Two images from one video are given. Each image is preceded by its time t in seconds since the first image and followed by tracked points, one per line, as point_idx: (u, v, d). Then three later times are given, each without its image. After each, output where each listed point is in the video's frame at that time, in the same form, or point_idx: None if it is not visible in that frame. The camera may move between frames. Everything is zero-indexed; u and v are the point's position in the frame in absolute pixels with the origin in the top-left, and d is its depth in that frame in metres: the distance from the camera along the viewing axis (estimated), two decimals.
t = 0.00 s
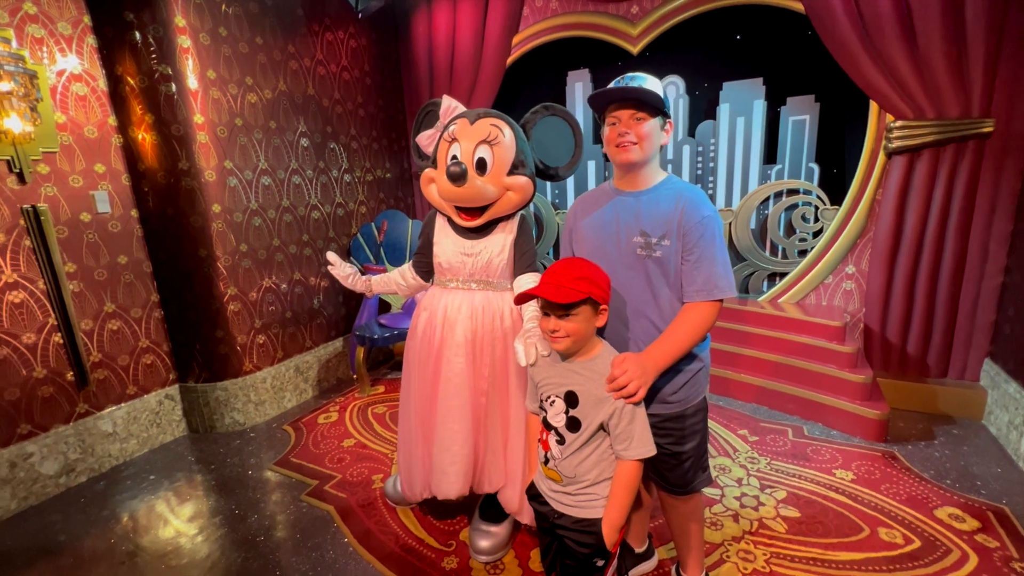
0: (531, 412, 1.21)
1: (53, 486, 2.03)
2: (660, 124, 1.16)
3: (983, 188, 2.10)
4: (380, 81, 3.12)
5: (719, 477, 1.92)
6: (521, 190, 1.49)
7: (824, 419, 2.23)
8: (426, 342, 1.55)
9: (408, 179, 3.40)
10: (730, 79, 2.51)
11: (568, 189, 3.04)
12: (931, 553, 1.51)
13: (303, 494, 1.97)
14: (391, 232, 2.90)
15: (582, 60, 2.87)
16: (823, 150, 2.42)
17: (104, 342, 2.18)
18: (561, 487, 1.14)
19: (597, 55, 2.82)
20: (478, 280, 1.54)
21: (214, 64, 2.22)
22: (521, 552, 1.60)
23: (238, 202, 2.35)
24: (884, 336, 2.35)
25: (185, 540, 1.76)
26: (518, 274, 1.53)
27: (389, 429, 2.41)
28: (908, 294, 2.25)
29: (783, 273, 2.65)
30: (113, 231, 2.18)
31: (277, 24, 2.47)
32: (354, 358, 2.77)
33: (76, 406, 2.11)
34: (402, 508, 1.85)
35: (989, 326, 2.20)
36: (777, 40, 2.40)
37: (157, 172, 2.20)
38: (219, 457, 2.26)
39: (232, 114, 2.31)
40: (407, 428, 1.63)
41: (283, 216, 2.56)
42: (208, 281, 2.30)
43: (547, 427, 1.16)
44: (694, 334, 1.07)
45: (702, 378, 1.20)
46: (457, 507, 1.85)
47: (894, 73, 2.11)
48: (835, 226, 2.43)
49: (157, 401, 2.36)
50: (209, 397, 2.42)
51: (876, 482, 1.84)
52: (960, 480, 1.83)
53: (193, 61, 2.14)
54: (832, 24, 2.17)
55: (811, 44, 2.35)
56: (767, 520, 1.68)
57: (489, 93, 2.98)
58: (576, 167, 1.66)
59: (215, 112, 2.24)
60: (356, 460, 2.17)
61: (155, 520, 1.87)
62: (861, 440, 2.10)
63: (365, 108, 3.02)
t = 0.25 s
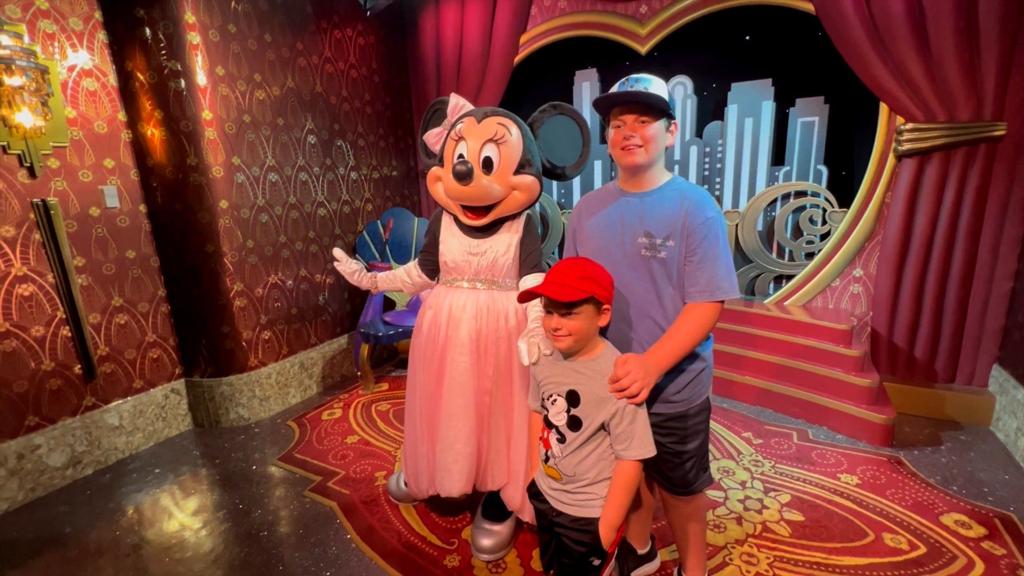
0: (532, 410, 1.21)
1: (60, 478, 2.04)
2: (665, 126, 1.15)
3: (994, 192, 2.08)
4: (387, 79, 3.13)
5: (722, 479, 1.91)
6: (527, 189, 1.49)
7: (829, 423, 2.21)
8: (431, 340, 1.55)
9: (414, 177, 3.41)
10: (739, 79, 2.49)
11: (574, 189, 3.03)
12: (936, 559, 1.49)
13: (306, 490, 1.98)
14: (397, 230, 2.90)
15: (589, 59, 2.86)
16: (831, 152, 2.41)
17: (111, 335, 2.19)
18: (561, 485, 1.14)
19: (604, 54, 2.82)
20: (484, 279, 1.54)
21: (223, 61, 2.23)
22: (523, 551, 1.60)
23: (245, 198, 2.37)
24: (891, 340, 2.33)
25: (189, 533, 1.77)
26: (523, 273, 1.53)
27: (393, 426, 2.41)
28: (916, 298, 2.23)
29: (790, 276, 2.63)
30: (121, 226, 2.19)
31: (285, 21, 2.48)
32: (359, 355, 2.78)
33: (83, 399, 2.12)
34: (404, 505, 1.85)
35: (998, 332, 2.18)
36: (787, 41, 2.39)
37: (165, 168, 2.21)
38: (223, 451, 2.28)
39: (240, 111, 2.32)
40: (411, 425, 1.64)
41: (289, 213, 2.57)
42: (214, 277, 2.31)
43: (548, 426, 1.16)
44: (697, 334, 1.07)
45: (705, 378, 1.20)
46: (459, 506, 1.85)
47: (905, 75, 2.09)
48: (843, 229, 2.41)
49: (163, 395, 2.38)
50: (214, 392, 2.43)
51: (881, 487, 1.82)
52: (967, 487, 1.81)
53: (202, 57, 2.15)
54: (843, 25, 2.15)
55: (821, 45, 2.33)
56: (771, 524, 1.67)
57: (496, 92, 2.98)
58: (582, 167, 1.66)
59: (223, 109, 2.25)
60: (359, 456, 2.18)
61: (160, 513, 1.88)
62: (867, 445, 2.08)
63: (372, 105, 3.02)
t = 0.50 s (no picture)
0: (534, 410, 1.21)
1: (67, 471, 2.06)
2: (671, 128, 1.15)
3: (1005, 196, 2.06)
4: (395, 78, 3.14)
5: (726, 482, 1.91)
6: (533, 189, 1.49)
7: (834, 427, 2.20)
8: (436, 340, 1.55)
9: (420, 176, 3.41)
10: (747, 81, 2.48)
11: (580, 189, 3.03)
12: (942, 566, 1.48)
13: (310, 486, 1.99)
14: (403, 228, 2.91)
15: (597, 60, 2.86)
16: (840, 154, 2.39)
17: (119, 330, 2.21)
18: (562, 486, 1.14)
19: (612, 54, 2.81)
20: (489, 279, 1.54)
21: (232, 59, 2.25)
22: (525, 552, 1.60)
23: (252, 196, 2.38)
24: (899, 345, 2.31)
25: (194, 528, 1.78)
26: (529, 273, 1.53)
27: (396, 424, 2.42)
28: (925, 302, 2.22)
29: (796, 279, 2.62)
30: (130, 222, 2.21)
31: (294, 19, 2.49)
32: (363, 353, 2.79)
33: (91, 393, 2.14)
34: (407, 503, 1.85)
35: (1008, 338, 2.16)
36: (796, 42, 2.37)
37: (174, 164, 2.23)
38: (228, 447, 2.29)
39: (248, 109, 2.33)
40: (415, 424, 1.64)
41: (296, 210, 2.58)
42: (221, 274, 2.33)
43: (550, 426, 1.16)
44: (700, 336, 1.06)
45: (709, 379, 1.19)
46: (462, 505, 1.85)
47: (915, 77, 2.08)
48: (851, 232, 2.40)
49: (169, 390, 2.40)
50: (219, 388, 2.45)
51: (886, 492, 1.81)
52: (974, 493, 1.79)
53: (212, 55, 2.17)
54: (853, 27, 2.14)
55: (831, 47, 2.31)
56: (774, 528, 1.66)
57: (503, 92, 2.98)
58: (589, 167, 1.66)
59: (232, 107, 2.26)
60: (363, 454, 2.19)
61: (165, 508, 1.89)
62: (872, 450, 2.07)
63: (379, 104, 3.03)
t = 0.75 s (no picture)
0: (538, 413, 1.21)
1: (73, 464, 2.08)
2: (677, 132, 1.15)
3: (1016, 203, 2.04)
4: (402, 78, 3.14)
5: (729, 486, 1.90)
6: (539, 191, 1.49)
7: (839, 433, 2.19)
8: (441, 340, 1.56)
9: (426, 175, 3.42)
10: (755, 83, 2.48)
11: (586, 190, 3.02)
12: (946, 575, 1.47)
13: (313, 484, 1.99)
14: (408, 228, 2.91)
15: (605, 61, 2.86)
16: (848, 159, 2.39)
17: (126, 326, 2.23)
18: (565, 488, 1.14)
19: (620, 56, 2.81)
20: (494, 280, 1.54)
21: (241, 57, 2.26)
22: (527, 553, 1.60)
23: (259, 193, 2.39)
24: (905, 351, 2.29)
25: (197, 523, 1.79)
26: (534, 275, 1.54)
27: (400, 424, 2.42)
28: (932, 309, 2.20)
29: (802, 283, 2.61)
30: (138, 218, 2.22)
31: (303, 18, 2.50)
32: (367, 351, 2.79)
33: (98, 388, 2.16)
34: (409, 503, 1.86)
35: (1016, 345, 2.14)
36: (805, 45, 2.36)
37: (182, 162, 2.24)
38: (233, 443, 2.30)
39: (256, 107, 2.34)
40: (419, 424, 1.64)
41: (302, 209, 2.59)
42: (227, 271, 2.34)
43: (554, 428, 1.15)
44: (704, 340, 1.06)
45: (712, 383, 1.19)
46: (464, 505, 1.85)
47: (925, 82, 2.06)
48: (858, 236, 2.38)
49: (174, 386, 2.41)
50: (225, 385, 2.46)
51: (891, 499, 1.80)
52: (980, 502, 1.78)
53: (221, 53, 2.18)
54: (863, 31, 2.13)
55: (840, 50, 2.30)
56: (777, 533, 1.65)
57: (510, 93, 2.98)
58: (596, 169, 1.66)
59: (240, 105, 2.28)
60: (366, 452, 2.19)
61: (169, 503, 1.91)
62: (877, 456, 2.05)
63: (387, 104, 3.04)
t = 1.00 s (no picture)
0: (542, 412, 1.21)
1: (79, 457, 2.10)
2: (683, 131, 1.14)
3: None
4: (408, 75, 3.14)
5: (732, 488, 1.89)
6: (543, 190, 1.49)
7: (843, 436, 2.18)
8: (444, 338, 1.56)
9: (431, 173, 3.42)
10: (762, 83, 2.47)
11: (591, 189, 3.02)
12: None
13: (315, 479, 2.00)
14: (413, 226, 2.91)
15: (611, 60, 2.85)
16: (856, 160, 2.37)
17: (132, 320, 2.24)
18: (570, 487, 1.14)
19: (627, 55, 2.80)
20: (498, 279, 1.54)
21: (248, 54, 2.27)
22: (528, 551, 1.60)
23: (265, 190, 2.40)
24: (911, 354, 2.28)
25: (201, 517, 1.80)
26: (538, 273, 1.53)
27: (402, 421, 2.43)
28: (939, 312, 2.18)
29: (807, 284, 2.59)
30: (144, 213, 2.24)
31: (310, 15, 2.51)
32: (371, 348, 2.80)
33: (103, 381, 2.17)
34: (411, 499, 1.86)
35: None
36: (813, 45, 2.35)
37: (189, 157, 2.25)
38: (236, 438, 2.31)
39: (262, 104, 2.35)
40: (422, 422, 1.65)
41: (308, 205, 2.60)
42: (232, 266, 2.35)
43: (559, 428, 1.15)
44: (709, 340, 1.06)
45: (715, 383, 1.18)
46: (466, 502, 1.86)
47: (935, 83, 2.04)
48: (865, 238, 2.37)
49: (179, 380, 2.43)
50: (229, 380, 2.47)
51: (895, 503, 1.79)
52: (985, 507, 1.77)
53: (228, 49, 2.19)
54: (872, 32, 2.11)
55: (849, 50, 2.28)
56: (780, 535, 1.64)
57: (516, 92, 2.97)
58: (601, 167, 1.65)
59: (247, 101, 2.28)
60: (368, 449, 2.20)
61: (173, 496, 1.92)
62: (881, 460, 2.04)
63: (393, 101, 3.04)
